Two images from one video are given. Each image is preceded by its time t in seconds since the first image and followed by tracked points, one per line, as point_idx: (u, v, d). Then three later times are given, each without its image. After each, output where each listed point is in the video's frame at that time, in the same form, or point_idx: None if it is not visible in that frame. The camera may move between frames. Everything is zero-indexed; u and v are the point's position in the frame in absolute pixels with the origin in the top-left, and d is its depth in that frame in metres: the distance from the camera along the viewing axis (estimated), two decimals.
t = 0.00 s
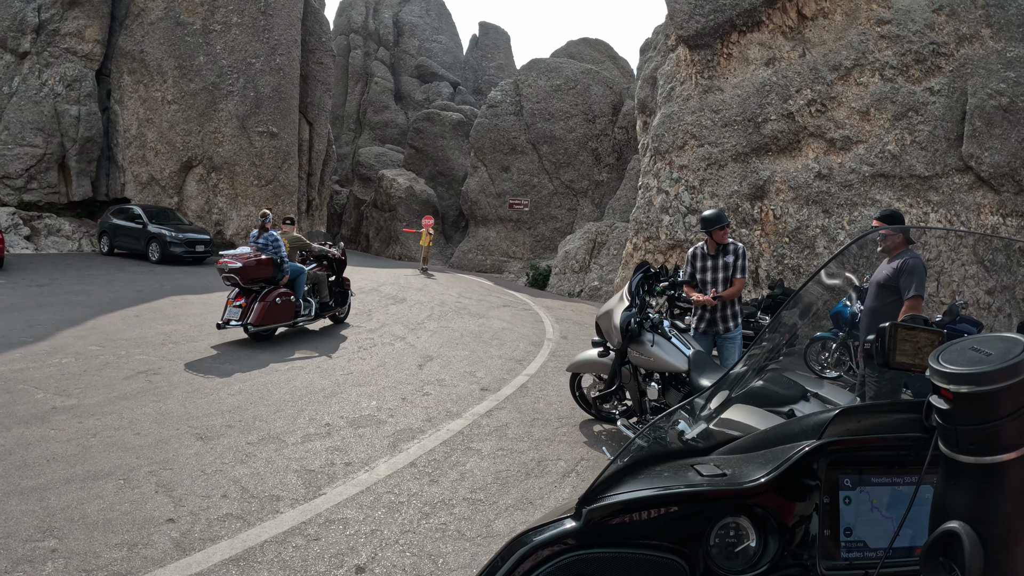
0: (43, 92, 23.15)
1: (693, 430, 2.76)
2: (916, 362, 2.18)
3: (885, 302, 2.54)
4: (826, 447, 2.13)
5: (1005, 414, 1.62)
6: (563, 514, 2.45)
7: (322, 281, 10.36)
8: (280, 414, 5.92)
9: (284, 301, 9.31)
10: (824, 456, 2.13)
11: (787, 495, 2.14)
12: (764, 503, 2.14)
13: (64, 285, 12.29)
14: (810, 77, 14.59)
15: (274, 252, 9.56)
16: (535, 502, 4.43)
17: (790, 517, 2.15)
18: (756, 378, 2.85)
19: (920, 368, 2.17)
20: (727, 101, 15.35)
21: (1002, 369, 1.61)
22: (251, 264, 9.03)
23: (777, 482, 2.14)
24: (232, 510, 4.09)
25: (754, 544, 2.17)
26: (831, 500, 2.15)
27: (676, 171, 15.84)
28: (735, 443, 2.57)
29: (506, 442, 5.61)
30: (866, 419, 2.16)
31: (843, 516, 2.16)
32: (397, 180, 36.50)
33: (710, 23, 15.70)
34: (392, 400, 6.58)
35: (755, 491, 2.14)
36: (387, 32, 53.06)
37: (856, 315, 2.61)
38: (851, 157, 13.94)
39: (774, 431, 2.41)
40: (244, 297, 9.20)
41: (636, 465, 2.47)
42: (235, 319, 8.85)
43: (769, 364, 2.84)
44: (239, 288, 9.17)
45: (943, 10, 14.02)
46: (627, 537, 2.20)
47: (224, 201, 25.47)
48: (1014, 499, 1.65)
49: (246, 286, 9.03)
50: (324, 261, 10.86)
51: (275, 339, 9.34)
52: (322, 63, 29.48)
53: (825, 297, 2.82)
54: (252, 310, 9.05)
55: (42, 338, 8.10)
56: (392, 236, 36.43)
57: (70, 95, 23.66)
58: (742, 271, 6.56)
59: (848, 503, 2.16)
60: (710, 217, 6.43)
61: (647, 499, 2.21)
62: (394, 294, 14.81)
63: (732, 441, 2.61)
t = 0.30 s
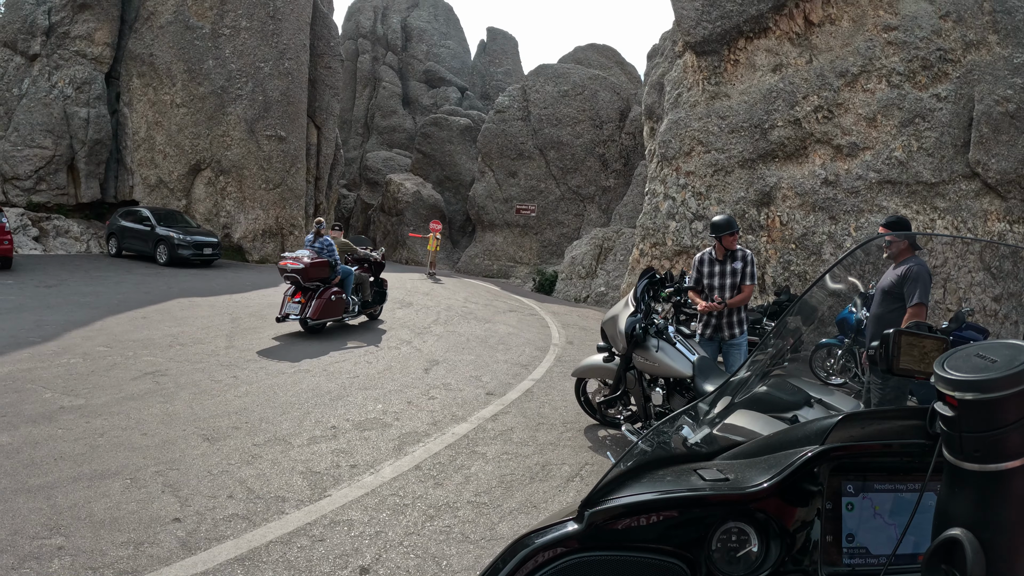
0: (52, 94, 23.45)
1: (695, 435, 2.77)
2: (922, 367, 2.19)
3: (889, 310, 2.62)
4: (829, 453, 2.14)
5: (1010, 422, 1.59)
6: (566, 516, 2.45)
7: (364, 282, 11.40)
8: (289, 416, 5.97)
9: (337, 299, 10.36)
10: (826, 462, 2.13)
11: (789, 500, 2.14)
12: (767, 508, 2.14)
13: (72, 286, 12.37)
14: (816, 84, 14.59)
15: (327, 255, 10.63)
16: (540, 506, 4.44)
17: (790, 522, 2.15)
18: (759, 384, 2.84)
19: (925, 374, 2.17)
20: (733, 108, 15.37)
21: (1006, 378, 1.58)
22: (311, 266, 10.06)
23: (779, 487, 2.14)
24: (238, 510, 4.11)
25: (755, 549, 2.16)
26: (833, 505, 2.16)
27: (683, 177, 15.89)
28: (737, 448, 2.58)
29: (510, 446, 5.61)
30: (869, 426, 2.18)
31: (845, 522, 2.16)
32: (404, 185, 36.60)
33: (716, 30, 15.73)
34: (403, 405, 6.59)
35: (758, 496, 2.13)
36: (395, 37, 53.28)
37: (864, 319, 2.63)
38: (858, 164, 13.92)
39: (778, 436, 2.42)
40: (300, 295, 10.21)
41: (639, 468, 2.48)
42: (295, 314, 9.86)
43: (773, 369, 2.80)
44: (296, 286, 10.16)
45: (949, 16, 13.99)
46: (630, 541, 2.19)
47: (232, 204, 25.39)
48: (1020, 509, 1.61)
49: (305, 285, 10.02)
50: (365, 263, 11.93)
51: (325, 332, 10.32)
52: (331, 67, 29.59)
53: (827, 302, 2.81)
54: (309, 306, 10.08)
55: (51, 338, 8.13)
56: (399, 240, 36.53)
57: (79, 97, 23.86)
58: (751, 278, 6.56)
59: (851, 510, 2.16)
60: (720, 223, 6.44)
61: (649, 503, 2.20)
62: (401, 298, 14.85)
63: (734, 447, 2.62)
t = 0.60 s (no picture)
0: (68, 98, 23.71)
1: (698, 439, 2.76)
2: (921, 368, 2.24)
3: (901, 313, 2.58)
4: (827, 451, 2.12)
5: (1002, 419, 1.67)
6: (568, 512, 2.46)
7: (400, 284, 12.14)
8: (298, 420, 5.56)
9: (384, 299, 11.08)
10: (825, 460, 2.12)
11: (788, 498, 2.13)
12: (765, 505, 2.13)
13: (84, 287, 12.43)
14: (830, 92, 14.52)
15: (373, 259, 11.36)
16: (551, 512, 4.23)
17: (787, 519, 2.13)
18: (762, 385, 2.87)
19: (919, 376, 2.23)
20: (747, 116, 15.32)
21: (997, 375, 1.67)
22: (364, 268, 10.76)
23: (778, 484, 2.13)
24: (247, 512, 3.82)
25: (755, 547, 2.15)
26: (832, 505, 2.15)
27: (696, 185, 15.82)
28: (739, 447, 2.56)
29: (521, 452, 5.38)
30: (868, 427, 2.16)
31: (844, 521, 2.16)
32: (417, 191, 36.65)
33: (730, 38, 15.69)
34: (417, 413, 6.24)
35: (756, 493, 2.12)
36: (409, 44, 53.50)
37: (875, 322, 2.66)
38: (871, 172, 13.83)
39: (779, 435, 2.40)
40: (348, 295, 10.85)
41: (639, 466, 2.48)
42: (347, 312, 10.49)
43: (782, 375, 2.84)
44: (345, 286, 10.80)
45: (962, 24, 13.89)
46: (631, 537, 2.20)
47: (246, 208, 25.51)
48: (1011, 505, 1.69)
49: (355, 286, 10.69)
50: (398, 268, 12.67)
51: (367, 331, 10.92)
52: (345, 73, 29.71)
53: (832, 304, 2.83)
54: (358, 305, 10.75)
55: (61, 336, 8.06)
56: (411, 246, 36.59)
57: (95, 101, 24.14)
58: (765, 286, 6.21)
59: (850, 509, 2.16)
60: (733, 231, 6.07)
61: (647, 498, 2.22)
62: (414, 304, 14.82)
63: (735, 448, 2.60)
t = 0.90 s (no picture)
0: (85, 101, 24.02)
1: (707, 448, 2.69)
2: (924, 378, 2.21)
3: (921, 324, 2.48)
4: (833, 460, 2.07)
5: (1007, 432, 1.71)
6: (570, 514, 2.40)
7: (432, 288, 12.90)
8: (309, 424, 4.85)
9: (418, 302, 11.81)
10: (830, 469, 2.07)
11: (792, 506, 2.08)
12: (768, 513, 2.08)
13: (97, 289, 12.49)
14: (845, 99, 14.39)
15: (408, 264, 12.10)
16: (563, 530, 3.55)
17: (790, 528, 2.08)
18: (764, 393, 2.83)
19: (924, 389, 2.21)
20: (761, 123, 15.18)
21: (1002, 388, 1.71)
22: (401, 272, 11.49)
23: (783, 492, 2.08)
24: (250, 518, 3.47)
25: (758, 555, 2.09)
26: (836, 515, 2.08)
27: (710, 193, 15.68)
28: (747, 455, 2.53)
29: (529, 461, 4.67)
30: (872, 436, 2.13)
31: (847, 532, 2.08)
32: (430, 198, 36.62)
33: (744, 45, 15.56)
34: (431, 417, 5.40)
35: (762, 501, 2.08)
36: (424, 51, 53.68)
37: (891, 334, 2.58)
38: (887, 180, 13.68)
39: (784, 445, 2.39)
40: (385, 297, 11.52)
41: (644, 471, 2.44)
42: (384, 312, 11.16)
43: (794, 385, 2.73)
44: (382, 289, 11.50)
45: (977, 30, 13.75)
46: (634, 542, 2.14)
47: (259, 212, 25.49)
48: (1014, 516, 1.74)
49: (392, 289, 11.38)
50: (428, 273, 13.47)
51: (401, 331, 11.55)
52: (359, 79, 29.79)
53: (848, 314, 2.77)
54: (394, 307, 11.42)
55: (70, 333, 8.04)
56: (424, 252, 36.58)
57: (111, 104, 24.42)
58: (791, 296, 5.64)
59: (853, 520, 2.08)
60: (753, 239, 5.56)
61: (652, 503, 2.16)
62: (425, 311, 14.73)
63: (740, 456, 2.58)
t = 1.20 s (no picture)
0: (100, 104, 24.24)
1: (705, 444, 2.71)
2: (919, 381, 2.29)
3: (940, 334, 2.47)
4: (827, 460, 2.16)
5: (992, 434, 1.72)
6: (568, 508, 2.55)
7: (455, 293, 13.32)
8: (313, 431, 4.73)
9: (444, 305, 12.22)
10: (823, 469, 2.16)
11: (784, 504, 2.19)
12: (760, 510, 2.20)
13: (109, 291, 12.53)
14: (859, 105, 14.21)
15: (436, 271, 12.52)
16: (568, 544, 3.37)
17: (781, 525, 2.19)
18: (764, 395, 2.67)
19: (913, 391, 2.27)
20: (775, 129, 15.01)
21: (986, 392, 1.72)
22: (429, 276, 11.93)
23: (775, 490, 2.20)
24: (247, 525, 3.40)
25: (750, 551, 2.21)
26: (828, 514, 2.17)
27: (724, 200, 15.51)
28: (741, 454, 2.58)
29: (536, 471, 4.49)
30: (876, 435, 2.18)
31: (840, 532, 2.16)
32: (443, 203, 36.53)
33: (759, 49, 15.37)
34: (440, 426, 5.21)
35: (753, 498, 2.19)
36: (438, 56, 53.76)
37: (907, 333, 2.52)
38: (902, 187, 13.49)
39: (780, 443, 2.43)
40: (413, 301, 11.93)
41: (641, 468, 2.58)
42: (413, 314, 11.57)
43: (807, 395, 2.52)
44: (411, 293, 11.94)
45: (995, 35, 13.55)
46: (628, 535, 2.29)
47: (272, 216, 25.45)
48: (1000, 519, 1.74)
49: (420, 293, 11.79)
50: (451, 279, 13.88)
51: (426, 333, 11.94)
52: (373, 84, 29.79)
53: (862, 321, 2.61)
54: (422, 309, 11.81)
55: (80, 334, 8.02)
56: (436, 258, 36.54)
57: (126, 108, 24.63)
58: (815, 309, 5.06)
59: (846, 520, 2.16)
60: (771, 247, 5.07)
61: (644, 498, 2.31)
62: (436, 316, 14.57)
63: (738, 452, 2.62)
